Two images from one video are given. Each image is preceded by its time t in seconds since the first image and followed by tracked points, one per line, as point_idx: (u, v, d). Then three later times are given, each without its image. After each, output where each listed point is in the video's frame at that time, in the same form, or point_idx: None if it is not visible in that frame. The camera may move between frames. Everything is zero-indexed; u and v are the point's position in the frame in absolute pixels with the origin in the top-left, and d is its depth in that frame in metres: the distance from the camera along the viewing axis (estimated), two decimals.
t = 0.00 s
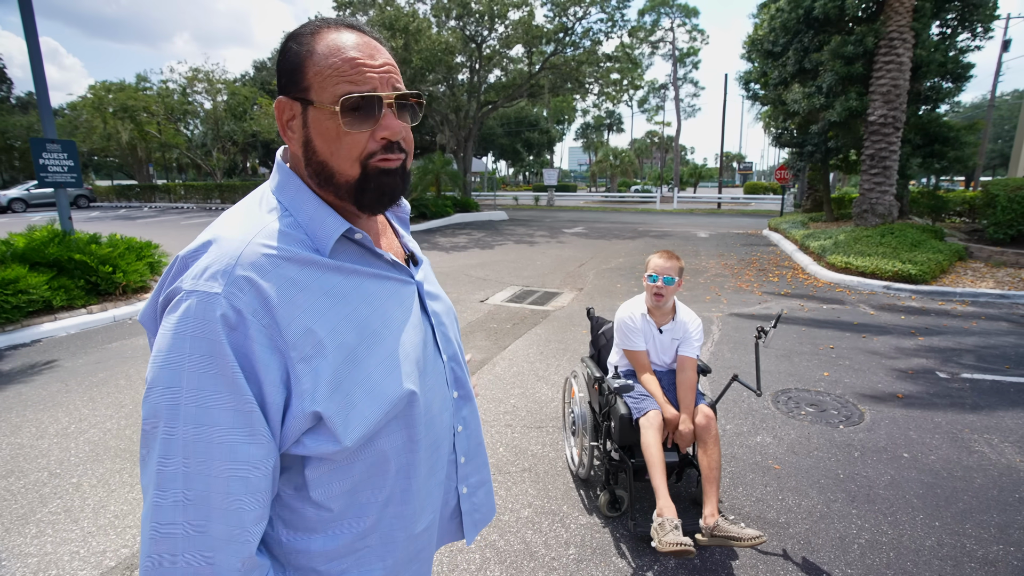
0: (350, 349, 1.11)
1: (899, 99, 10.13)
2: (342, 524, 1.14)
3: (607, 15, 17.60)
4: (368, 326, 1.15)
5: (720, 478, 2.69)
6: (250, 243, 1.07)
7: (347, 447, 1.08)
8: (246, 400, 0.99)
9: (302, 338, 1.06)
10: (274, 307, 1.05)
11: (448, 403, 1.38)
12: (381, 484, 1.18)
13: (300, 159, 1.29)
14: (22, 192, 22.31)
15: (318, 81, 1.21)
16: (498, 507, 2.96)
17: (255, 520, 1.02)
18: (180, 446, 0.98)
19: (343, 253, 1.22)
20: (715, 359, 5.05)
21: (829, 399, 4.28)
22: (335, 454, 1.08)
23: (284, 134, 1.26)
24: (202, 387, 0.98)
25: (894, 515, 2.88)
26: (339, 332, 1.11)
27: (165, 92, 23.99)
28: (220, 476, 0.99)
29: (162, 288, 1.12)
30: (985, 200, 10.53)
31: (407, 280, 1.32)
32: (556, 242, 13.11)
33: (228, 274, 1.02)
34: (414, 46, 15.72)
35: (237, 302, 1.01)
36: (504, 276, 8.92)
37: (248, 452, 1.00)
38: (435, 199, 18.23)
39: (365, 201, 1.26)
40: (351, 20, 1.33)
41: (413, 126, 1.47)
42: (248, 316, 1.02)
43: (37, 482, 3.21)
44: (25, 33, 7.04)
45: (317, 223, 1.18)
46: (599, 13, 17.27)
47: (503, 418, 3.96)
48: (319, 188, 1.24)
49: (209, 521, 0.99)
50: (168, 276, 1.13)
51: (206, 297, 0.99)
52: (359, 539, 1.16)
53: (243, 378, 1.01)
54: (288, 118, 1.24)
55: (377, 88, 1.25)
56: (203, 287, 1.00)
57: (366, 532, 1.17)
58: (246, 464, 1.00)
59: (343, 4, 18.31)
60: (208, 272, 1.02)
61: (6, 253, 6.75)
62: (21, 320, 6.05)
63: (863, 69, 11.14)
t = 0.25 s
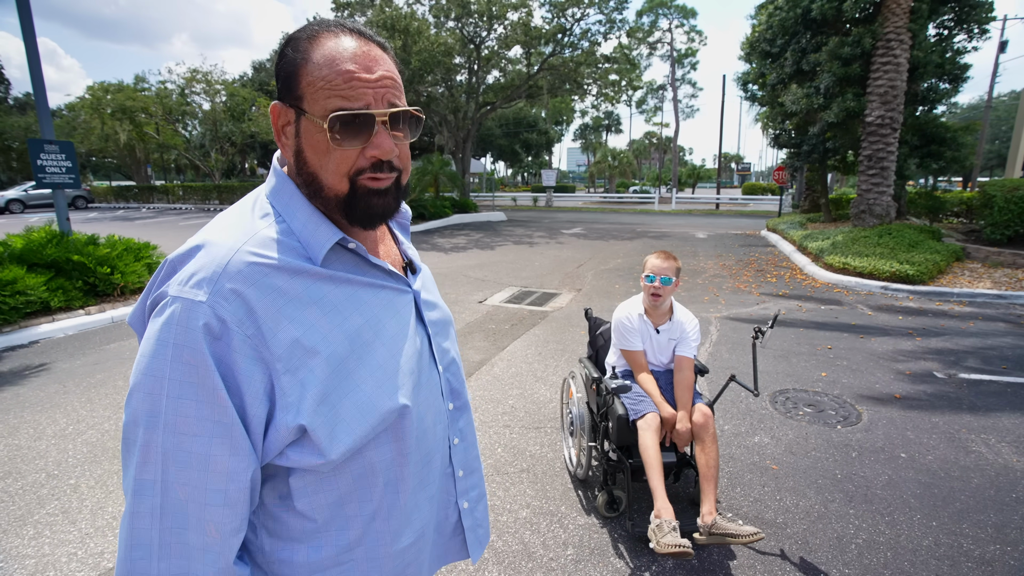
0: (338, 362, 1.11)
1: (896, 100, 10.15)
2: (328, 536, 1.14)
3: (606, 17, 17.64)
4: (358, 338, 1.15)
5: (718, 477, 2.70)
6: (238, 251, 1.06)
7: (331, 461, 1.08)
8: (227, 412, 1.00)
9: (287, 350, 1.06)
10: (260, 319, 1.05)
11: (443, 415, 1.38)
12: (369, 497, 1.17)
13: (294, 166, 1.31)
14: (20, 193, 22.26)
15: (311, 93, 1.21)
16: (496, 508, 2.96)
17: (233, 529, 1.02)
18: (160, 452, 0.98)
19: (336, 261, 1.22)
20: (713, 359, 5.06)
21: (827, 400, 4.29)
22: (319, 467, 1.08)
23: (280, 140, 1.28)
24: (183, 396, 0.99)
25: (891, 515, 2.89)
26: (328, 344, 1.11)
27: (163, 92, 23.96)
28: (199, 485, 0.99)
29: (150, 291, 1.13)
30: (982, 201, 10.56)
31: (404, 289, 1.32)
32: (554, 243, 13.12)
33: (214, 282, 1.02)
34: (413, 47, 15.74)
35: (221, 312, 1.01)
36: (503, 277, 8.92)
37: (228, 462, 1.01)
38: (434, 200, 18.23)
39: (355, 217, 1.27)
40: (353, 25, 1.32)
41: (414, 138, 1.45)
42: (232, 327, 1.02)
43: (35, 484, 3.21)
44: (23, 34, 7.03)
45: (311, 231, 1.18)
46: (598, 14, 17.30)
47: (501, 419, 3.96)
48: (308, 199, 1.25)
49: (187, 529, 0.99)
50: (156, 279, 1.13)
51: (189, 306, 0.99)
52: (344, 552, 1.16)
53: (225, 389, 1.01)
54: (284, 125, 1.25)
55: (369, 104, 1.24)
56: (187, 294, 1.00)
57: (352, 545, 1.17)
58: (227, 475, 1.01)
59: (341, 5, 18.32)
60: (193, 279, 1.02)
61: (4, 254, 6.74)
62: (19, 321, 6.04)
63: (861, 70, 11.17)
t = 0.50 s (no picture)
0: (334, 369, 1.11)
1: (895, 102, 10.17)
2: (327, 543, 1.14)
3: (605, 20, 17.70)
4: (355, 344, 1.16)
5: (717, 479, 2.70)
6: (233, 258, 1.07)
7: (328, 469, 1.08)
8: (223, 420, 1.00)
9: (282, 359, 1.07)
10: (255, 326, 1.05)
11: (442, 419, 1.38)
12: (368, 505, 1.18)
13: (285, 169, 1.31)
14: (20, 195, 22.29)
15: (298, 93, 1.22)
16: (495, 510, 2.96)
17: (230, 540, 1.02)
18: (154, 462, 0.98)
19: (332, 266, 1.23)
20: (713, 362, 5.07)
21: (826, 402, 4.29)
22: (316, 474, 1.09)
23: (270, 143, 1.29)
24: (178, 405, 0.99)
25: (891, 517, 2.89)
26: (324, 350, 1.11)
27: (163, 94, 24.00)
28: (194, 495, 0.99)
29: (145, 298, 1.13)
30: (981, 203, 10.58)
31: (401, 293, 1.33)
32: (554, 245, 13.14)
33: (208, 290, 1.03)
34: (413, 50, 15.79)
35: (216, 320, 1.02)
36: (502, 279, 8.93)
37: (224, 472, 1.01)
38: (434, 202, 18.26)
39: (350, 220, 1.27)
40: (339, 22, 1.32)
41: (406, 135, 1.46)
42: (228, 335, 1.03)
43: (33, 486, 3.20)
44: (24, 37, 7.05)
45: (306, 236, 1.19)
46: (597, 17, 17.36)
47: (500, 422, 3.96)
48: (301, 203, 1.25)
49: (182, 539, 1.00)
50: (149, 286, 1.14)
51: (185, 316, 1.00)
52: (343, 561, 1.16)
53: (220, 398, 1.01)
54: (274, 128, 1.27)
55: (356, 102, 1.25)
56: (182, 302, 1.00)
57: (351, 553, 1.17)
58: (223, 483, 1.01)
59: (341, 8, 18.37)
60: (186, 286, 1.02)
61: (4, 256, 6.76)
62: (18, 323, 6.04)
63: (859, 73, 11.20)
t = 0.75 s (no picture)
0: (333, 371, 1.11)
1: (894, 104, 10.19)
2: (325, 548, 1.14)
3: (604, 21, 17.72)
4: (352, 346, 1.15)
5: (715, 482, 2.69)
6: (230, 260, 1.07)
7: (326, 472, 1.08)
8: (220, 424, 1.00)
9: (280, 362, 1.06)
10: (253, 329, 1.05)
11: (442, 421, 1.38)
12: (367, 508, 1.17)
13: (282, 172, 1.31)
14: (19, 196, 22.28)
15: (292, 93, 1.22)
16: (495, 512, 2.95)
17: (228, 545, 1.02)
18: (152, 466, 0.98)
19: (330, 269, 1.22)
20: (712, 363, 5.07)
21: (826, 404, 4.29)
22: (315, 477, 1.09)
23: (267, 146, 1.29)
24: (175, 408, 0.99)
25: (890, 519, 2.89)
26: (322, 354, 1.11)
27: (162, 96, 24.00)
28: (192, 499, 0.99)
29: (143, 301, 1.13)
30: (979, 205, 10.59)
31: (400, 296, 1.33)
32: (553, 246, 13.14)
33: (206, 293, 1.02)
34: (412, 52, 15.81)
35: (214, 323, 1.02)
36: (502, 281, 8.93)
37: (222, 476, 1.01)
38: (433, 204, 18.26)
39: (349, 219, 1.26)
40: (331, 22, 1.32)
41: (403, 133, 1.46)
42: (225, 337, 1.03)
43: (32, 488, 3.20)
44: (23, 38, 7.04)
45: (304, 238, 1.18)
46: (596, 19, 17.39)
47: (499, 423, 3.96)
48: (300, 205, 1.25)
49: (180, 542, 1.00)
50: (148, 289, 1.14)
51: (183, 319, 1.00)
52: (343, 566, 1.15)
53: (217, 401, 1.01)
54: (270, 131, 1.27)
55: (351, 100, 1.25)
56: (179, 306, 1.00)
57: (350, 557, 1.17)
58: (221, 488, 1.01)
59: (341, 9, 18.39)
60: (184, 289, 1.02)
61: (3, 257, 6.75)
62: (17, 324, 6.02)
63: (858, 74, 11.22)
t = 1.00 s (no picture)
0: (337, 367, 1.11)
1: (897, 103, 10.15)
2: (329, 544, 1.14)
3: (605, 20, 17.69)
4: (356, 342, 1.15)
5: (719, 481, 2.69)
6: (236, 255, 1.07)
7: (331, 467, 1.08)
8: (225, 418, 1.00)
9: (284, 356, 1.06)
10: (258, 323, 1.05)
11: (445, 418, 1.38)
12: (370, 505, 1.17)
13: (287, 168, 1.30)
14: (21, 196, 22.34)
15: (296, 87, 1.22)
16: (497, 511, 2.95)
17: (230, 538, 1.02)
18: (158, 459, 0.98)
19: (334, 264, 1.22)
20: (714, 363, 5.06)
21: (828, 403, 4.28)
22: (319, 472, 1.08)
23: (270, 144, 1.28)
24: (181, 402, 0.99)
25: (893, 519, 2.88)
26: (327, 348, 1.11)
27: (164, 96, 24.03)
28: (197, 492, 0.99)
29: (149, 295, 1.13)
30: (982, 204, 10.56)
31: (403, 292, 1.33)
32: (554, 246, 13.14)
33: (211, 287, 1.02)
34: (413, 51, 15.80)
35: (219, 317, 1.02)
36: (503, 280, 8.93)
37: (225, 469, 1.01)
38: (434, 203, 18.24)
39: (355, 212, 1.26)
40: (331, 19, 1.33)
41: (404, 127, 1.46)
42: (230, 331, 1.02)
43: (35, 487, 3.20)
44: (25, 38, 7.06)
45: (309, 234, 1.18)
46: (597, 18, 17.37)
47: (501, 423, 3.95)
48: (305, 201, 1.25)
49: (182, 537, 0.99)
50: (154, 284, 1.14)
51: (188, 312, 0.99)
52: (345, 562, 1.15)
53: (222, 394, 1.01)
54: (273, 128, 1.26)
55: (356, 92, 1.25)
56: (185, 300, 1.00)
57: (353, 554, 1.16)
58: (225, 481, 1.00)
59: (342, 9, 18.39)
60: (190, 284, 1.02)
61: (6, 257, 6.77)
62: (20, 324, 6.04)
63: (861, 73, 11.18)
